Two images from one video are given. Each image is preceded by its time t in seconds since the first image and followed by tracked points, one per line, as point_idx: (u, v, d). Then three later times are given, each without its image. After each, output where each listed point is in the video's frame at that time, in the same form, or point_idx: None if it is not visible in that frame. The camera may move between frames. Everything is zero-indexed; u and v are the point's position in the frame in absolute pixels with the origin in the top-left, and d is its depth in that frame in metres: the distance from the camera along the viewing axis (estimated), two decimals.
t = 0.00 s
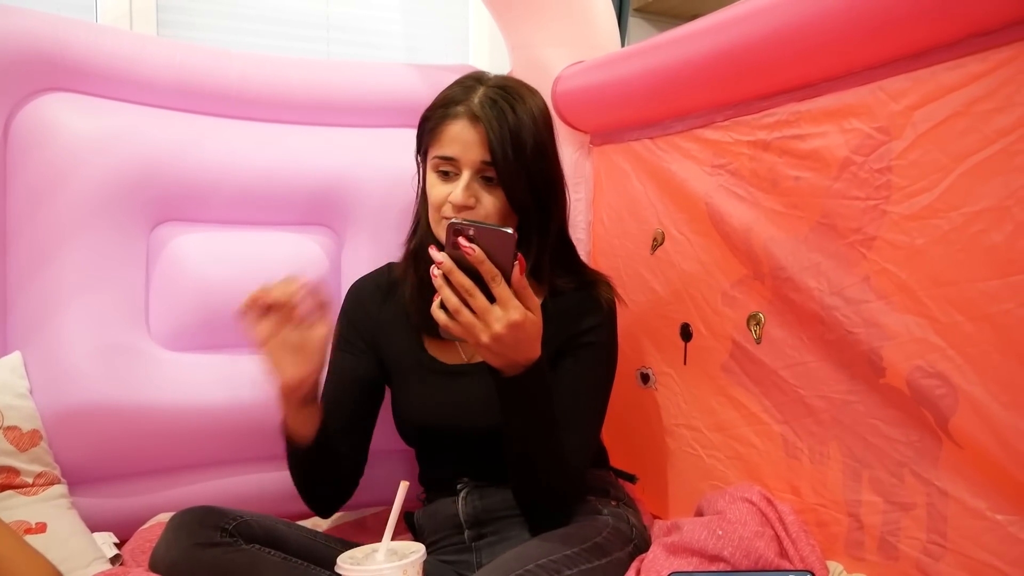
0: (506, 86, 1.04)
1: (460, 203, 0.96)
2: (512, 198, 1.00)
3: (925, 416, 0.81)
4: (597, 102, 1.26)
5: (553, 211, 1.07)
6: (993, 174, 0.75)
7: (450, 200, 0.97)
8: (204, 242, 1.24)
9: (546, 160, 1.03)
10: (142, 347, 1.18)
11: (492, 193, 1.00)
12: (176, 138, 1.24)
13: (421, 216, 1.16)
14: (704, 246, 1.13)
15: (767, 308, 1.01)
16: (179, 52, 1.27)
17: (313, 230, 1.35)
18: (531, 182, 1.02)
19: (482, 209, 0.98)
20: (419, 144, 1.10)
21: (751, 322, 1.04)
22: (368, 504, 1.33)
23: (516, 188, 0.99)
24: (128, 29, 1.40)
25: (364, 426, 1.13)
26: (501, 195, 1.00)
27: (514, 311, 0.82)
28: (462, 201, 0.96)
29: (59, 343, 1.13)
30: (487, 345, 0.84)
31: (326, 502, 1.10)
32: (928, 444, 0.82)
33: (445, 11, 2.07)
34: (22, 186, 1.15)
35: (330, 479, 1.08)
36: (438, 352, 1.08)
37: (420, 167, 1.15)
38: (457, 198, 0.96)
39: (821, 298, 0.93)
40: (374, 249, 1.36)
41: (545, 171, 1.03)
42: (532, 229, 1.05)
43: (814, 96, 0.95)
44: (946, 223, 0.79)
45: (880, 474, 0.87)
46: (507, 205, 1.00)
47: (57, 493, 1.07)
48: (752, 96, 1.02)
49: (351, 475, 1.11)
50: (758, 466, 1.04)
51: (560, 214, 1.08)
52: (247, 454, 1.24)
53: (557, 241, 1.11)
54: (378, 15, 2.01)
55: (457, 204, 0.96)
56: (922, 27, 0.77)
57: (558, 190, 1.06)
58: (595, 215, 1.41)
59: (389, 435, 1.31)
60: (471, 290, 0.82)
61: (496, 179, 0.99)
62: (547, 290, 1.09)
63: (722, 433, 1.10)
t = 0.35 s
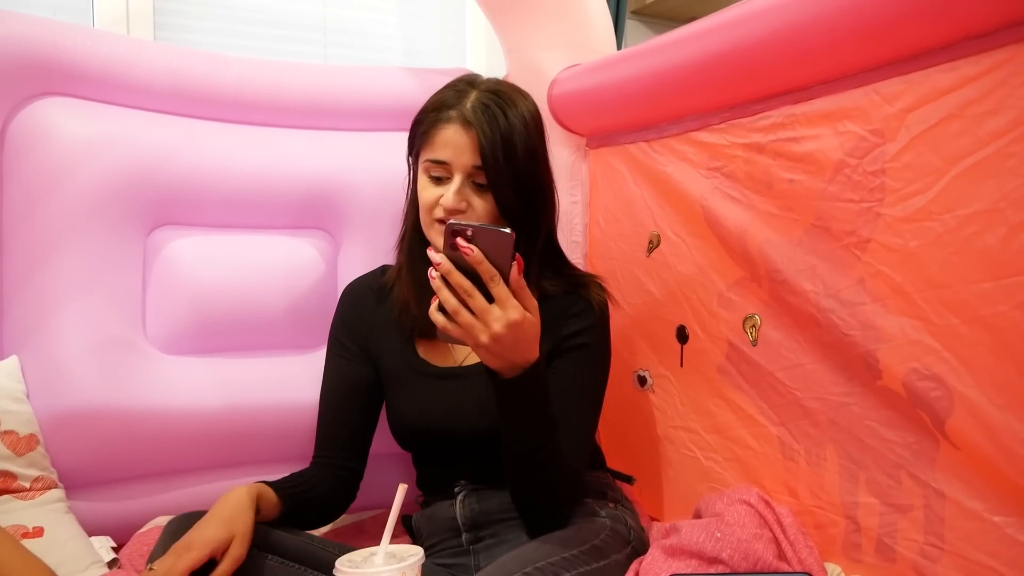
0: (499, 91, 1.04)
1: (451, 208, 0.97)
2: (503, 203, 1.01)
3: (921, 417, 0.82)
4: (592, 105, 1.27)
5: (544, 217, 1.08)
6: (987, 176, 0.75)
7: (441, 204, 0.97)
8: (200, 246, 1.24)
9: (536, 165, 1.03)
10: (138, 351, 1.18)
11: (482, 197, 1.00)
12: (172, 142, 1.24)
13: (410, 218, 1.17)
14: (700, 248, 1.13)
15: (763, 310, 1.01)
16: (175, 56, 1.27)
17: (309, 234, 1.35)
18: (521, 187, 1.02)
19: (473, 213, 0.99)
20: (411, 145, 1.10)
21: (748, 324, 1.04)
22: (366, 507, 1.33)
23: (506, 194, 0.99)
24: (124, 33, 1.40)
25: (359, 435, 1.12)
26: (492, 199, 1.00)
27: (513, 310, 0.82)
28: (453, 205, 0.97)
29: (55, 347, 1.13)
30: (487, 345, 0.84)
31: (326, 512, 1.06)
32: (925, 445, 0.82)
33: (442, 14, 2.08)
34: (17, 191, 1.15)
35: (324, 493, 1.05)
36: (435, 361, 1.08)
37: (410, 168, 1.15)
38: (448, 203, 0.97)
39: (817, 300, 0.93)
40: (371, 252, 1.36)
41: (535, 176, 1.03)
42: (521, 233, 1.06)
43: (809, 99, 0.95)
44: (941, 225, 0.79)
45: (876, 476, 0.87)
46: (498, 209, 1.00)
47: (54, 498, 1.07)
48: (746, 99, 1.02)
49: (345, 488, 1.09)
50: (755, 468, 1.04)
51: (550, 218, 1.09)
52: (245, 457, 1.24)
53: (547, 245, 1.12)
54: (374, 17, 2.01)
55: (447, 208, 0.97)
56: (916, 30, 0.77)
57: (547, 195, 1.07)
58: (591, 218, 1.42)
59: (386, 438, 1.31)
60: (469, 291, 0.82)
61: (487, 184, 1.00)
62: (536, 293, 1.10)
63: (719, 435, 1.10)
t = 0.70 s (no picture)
0: (507, 93, 1.04)
1: (459, 212, 0.97)
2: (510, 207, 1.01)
3: (919, 421, 0.81)
4: (593, 106, 1.26)
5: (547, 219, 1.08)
6: (986, 179, 0.75)
7: (449, 208, 0.98)
8: (199, 245, 1.24)
9: (541, 168, 1.03)
10: (136, 351, 1.18)
11: (491, 202, 1.00)
12: (171, 141, 1.24)
13: (411, 219, 1.16)
14: (699, 250, 1.12)
15: (761, 312, 1.01)
16: (174, 55, 1.27)
17: (308, 233, 1.35)
18: (528, 190, 1.02)
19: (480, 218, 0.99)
20: (416, 146, 1.10)
21: (746, 327, 1.04)
22: (363, 507, 1.33)
23: (514, 198, 0.99)
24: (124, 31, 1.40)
25: (358, 436, 1.12)
26: (499, 204, 1.00)
27: (522, 315, 0.83)
28: (461, 210, 0.97)
29: (53, 346, 1.13)
30: (493, 348, 0.84)
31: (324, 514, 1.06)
32: (923, 449, 0.81)
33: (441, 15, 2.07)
34: (16, 189, 1.15)
35: (323, 495, 1.06)
36: (434, 361, 1.08)
37: (413, 169, 1.14)
38: (457, 207, 0.97)
39: (815, 303, 0.92)
40: (369, 252, 1.36)
41: (542, 180, 1.04)
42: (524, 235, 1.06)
43: (809, 101, 0.95)
44: (940, 228, 0.79)
45: (874, 479, 0.87)
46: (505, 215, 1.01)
47: (52, 495, 1.07)
48: (746, 101, 1.02)
49: (344, 490, 1.09)
50: (753, 470, 1.04)
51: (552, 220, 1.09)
52: (242, 457, 1.24)
53: (549, 248, 1.12)
54: (374, 17, 2.01)
55: (455, 212, 0.97)
56: (916, 32, 0.77)
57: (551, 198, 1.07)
58: (590, 219, 1.42)
59: (383, 438, 1.31)
60: (480, 293, 0.82)
61: (495, 188, 1.00)
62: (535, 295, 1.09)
63: (717, 437, 1.09)
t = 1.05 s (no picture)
0: (525, 96, 1.05)
1: (482, 212, 0.96)
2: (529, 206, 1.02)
3: (931, 423, 0.81)
4: (599, 107, 1.26)
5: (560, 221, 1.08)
6: (997, 179, 0.74)
7: (472, 207, 0.97)
8: (206, 248, 1.24)
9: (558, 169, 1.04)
10: (144, 352, 1.18)
11: (512, 202, 1.01)
12: (179, 144, 1.25)
13: (422, 221, 1.17)
14: (707, 251, 1.12)
15: (770, 313, 1.01)
16: (182, 58, 1.27)
17: (315, 236, 1.35)
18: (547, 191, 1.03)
19: (500, 218, 0.99)
20: (428, 147, 1.09)
21: (754, 328, 1.03)
22: (371, 509, 1.33)
23: (537, 198, 1.00)
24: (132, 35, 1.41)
25: (366, 436, 1.11)
26: (518, 205, 1.01)
27: (516, 316, 0.82)
28: (484, 209, 0.96)
29: (63, 348, 1.14)
30: (490, 352, 0.84)
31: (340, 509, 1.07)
32: (934, 450, 0.81)
33: (446, 16, 2.08)
34: (26, 192, 1.16)
35: (331, 493, 1.05)
36: (440, 361, 1.08)
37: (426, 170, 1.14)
38: (480, 207, 0.96)
39: (825, 303, 0.92)
40: (376, 253, 1.36)
41: (559, 181, 1.04)
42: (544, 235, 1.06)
43: (817, 101, 0.94)
44: (951, 228, 0.79)
45: (884, 481, 0.87)
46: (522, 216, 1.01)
47: (61, 497, 1.08)
48: (754, 101, 1.02)
49: (353, 490, 1.09)
50: (761, 472, 1.03)
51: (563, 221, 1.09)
52: (250, 458, 1.24)
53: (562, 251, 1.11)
54: (380, 20, 2.01)
55: (478, 212, 0.96)
56: (926, 31, 0.77)
57: (563, 200, 1.06)
58: (597, 220, 1.41)
59: (391, 440, 1.31)
60: (473, 298, 0.83)
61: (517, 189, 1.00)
62: (545, 298, 1.08)
63: (725, 438, 1.09)
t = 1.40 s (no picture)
0: (524, 90, 1.05)
1: (490, 207, 0.96)
2: (536, 199, 1.02)
3: (941, 420, 0.80)
4: (604, 105, 1.26)
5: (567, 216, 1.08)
6: (1007, 175, 0.74)
7: (478, 203, 0.97)
8: (213, 248, 1.25)
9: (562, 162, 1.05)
10: (153, 353, 1.19)
11: (517, 195, 1.01)
12: (185, 146, 1.25)
13: (428, 223, 1.17)
14: (714, 249, 1.12)
15: (777, 312, 1.00)
16: (188, 60, 1.28)
17: (322, 236, 1.36)
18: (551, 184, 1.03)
19: (508, 212, 0.99)
20: (429, 147, 1.09)
21: (762, 326, 1.03)
22: (379, 509, 1.34)
23: (541, 190, 1.00)
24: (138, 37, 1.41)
25: (373, 438, 1.11)
26: (524, 197, 1.01)
27: (524, 307, 0.82)
28: (491, 204, 0.96)
29: (71, 349, 1.14)
30: (498, 342, 0.84)
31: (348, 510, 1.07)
32: (944, 449, 0.80)
33: (452, 16, 2.08)
34: (34, 194, 1.17)
35: (340, 495, 1.05)
36: (447, 360, 1.08)
37: (427, 170, 1.14)
38: (487, 201, 0.96)
39: (833, 301, 0.92)
40: (383, 254, 1.36)
41: (564, 174, 1.05)
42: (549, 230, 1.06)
43: (824, 98, 0.94)
44: (960, 225, 0.78)
45: (894, 479, 0.86)
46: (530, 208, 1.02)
47: (71, 497, 1.08)
48: (761, 98, 1.01)
49: (362, 490, 1.09)
50: (770, 470, 1.03)
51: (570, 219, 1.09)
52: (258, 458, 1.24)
53: (568, 247, 1.11)
54: (384, 20, 2.01)
55: (485, 207, 0.96)
56: (934, 26, 0.76)
57: (568, 194, 1.06)
58: (603, 219, 1.41)
59: (398, 439, 1.31)
60: (481, 288, 0.82)
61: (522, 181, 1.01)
62: (554, 294, 1.08)
63: (733, 437, 1.09)
